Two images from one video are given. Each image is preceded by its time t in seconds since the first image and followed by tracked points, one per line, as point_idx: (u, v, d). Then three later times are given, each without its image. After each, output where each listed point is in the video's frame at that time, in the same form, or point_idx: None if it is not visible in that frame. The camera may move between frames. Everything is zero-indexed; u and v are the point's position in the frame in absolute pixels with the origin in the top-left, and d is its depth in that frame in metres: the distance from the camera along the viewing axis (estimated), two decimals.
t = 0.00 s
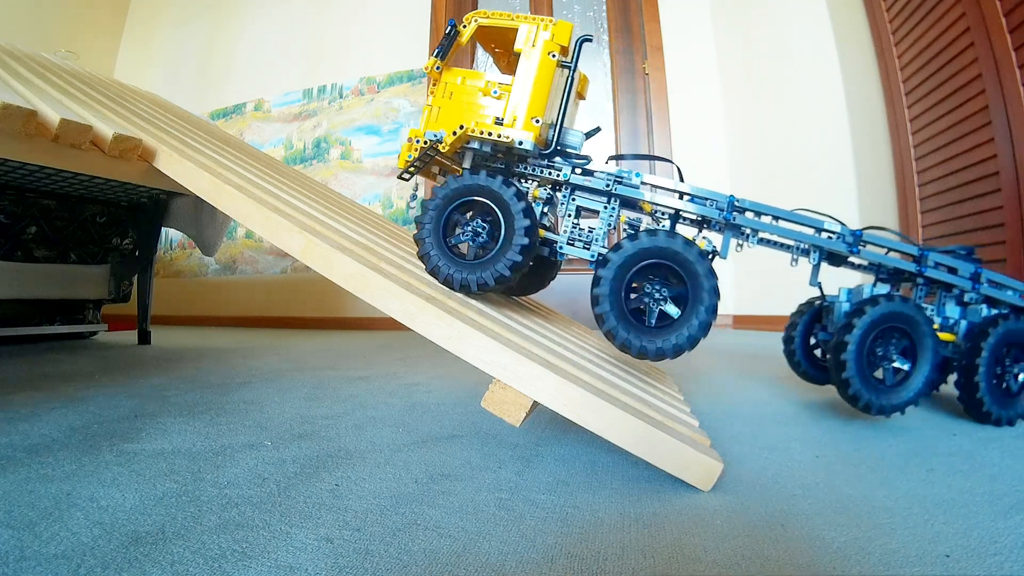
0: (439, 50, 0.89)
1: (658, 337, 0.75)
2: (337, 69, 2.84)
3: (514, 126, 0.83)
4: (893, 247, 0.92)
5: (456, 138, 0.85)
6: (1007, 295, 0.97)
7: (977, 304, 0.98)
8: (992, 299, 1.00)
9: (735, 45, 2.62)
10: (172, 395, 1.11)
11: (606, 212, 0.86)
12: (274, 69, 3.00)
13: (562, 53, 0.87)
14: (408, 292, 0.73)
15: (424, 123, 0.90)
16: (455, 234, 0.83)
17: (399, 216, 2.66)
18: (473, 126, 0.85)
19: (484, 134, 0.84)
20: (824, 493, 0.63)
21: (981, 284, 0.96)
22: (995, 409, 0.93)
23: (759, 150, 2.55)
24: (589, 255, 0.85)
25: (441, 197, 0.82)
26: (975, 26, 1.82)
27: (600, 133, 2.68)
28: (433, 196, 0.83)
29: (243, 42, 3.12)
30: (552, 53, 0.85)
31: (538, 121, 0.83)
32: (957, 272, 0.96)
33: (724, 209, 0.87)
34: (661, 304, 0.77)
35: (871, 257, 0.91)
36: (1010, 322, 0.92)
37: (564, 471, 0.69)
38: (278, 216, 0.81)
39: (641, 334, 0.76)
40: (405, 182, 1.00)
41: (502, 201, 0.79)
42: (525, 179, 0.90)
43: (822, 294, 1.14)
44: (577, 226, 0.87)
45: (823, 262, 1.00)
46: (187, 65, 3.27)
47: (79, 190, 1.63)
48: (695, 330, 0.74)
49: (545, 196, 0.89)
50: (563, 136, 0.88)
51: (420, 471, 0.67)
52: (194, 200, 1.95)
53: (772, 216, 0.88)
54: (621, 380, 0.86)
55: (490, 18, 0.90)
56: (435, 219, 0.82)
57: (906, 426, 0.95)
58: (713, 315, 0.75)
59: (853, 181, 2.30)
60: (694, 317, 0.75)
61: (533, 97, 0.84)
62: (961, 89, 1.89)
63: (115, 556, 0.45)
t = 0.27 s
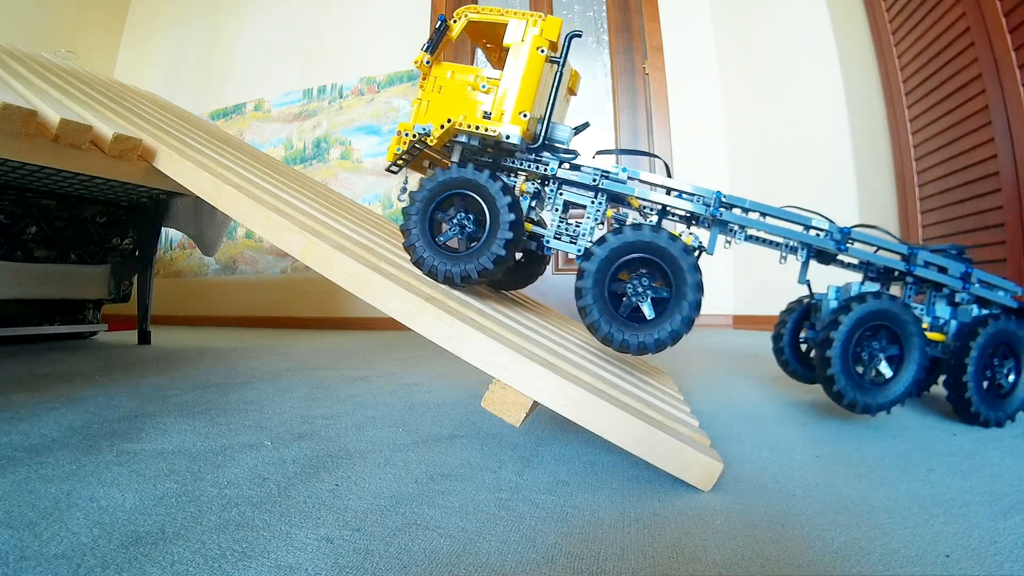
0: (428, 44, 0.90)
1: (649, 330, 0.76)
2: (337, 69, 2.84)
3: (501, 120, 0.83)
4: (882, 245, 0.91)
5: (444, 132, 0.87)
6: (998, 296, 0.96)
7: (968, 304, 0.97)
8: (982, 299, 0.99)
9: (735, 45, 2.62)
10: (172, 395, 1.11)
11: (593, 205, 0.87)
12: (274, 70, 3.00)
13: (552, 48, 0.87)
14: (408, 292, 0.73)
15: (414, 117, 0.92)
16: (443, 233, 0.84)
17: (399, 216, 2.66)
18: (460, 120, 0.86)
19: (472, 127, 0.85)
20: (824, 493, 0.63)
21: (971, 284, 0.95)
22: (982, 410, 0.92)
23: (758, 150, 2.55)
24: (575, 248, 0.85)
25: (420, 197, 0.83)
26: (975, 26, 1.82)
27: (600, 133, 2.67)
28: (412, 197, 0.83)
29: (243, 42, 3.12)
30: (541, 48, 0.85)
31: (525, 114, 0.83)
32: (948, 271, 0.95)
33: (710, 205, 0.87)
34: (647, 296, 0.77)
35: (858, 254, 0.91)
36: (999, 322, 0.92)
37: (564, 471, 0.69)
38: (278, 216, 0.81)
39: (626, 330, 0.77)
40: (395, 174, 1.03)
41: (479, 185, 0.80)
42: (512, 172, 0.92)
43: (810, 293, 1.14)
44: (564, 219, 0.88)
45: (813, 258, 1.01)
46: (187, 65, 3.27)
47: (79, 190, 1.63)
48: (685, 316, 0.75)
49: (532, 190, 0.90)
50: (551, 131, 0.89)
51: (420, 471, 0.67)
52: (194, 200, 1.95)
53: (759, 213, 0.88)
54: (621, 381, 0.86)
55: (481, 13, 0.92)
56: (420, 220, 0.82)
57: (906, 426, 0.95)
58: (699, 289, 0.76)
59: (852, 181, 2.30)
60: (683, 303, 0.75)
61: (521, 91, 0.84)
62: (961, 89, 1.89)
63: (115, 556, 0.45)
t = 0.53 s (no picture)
0: (418, 38, 0.92)
1: (634, 323, 0.77)
2: (337, 69, 2.84)
3: (490, 114, 0.86)
4: (872, 243, 0.91)
5: (433, 125, 0.88)
6: (990, 296, 0.96)
7: (959, 304, 0.97)
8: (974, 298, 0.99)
9: (735, 46, 2.62)
10: (172, 395, 1.11)
11: (581, 200, 0.88)
12: (274, 69, 3.00)
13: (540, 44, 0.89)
14: (408, 292, 0.73)
15: (404, 110, 0.94)
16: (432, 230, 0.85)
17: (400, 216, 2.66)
18: (449, 113, 0.88)
19: (461, 121, 0.87)
20: (824, 493, 0.63)
21: (961, 283, 0.95)
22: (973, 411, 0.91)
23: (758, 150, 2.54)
24: (562, 244, 0.87)
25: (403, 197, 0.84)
26: (975, 26, 1.82)
27: (600, 134, 2.67)
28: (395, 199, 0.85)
29: (243, 42, 3.12)
30: (530, 44, 0.88)
31: (513, 109, 0.86)
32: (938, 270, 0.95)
33: (697, 201, 0.88)
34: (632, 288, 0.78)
35: (847, 251, 0.91)
36: (989, 322, 0.92)
37: (564, 471, 0.69)
38: (278, 216, 0.81)
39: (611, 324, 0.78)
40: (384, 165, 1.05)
41: (455, 173, 0.83)
42: (500, 166, 0.92)
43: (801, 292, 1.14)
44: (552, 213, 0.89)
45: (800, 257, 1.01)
46: (187, 65, 3.27)
47: (79, 190, 1.63)
48: (672, 304, 0.77)
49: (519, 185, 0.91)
50: (539, 126, 0.90)
51: (420, 471, 0.67)
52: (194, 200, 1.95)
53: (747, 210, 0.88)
54: (622, 381, 0.86)
55: (471, 9, 0.94)
56: (407, 220, 0.84)
57: (906, 426, 0.95)
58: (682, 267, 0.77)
59: (853, 182, 2.30)
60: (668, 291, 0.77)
61: (509, 86, 0.86)
62: (960, 89, 1.89)
63: (115, 556, 0.45)
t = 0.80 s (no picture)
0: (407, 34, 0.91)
1: (615, 318, 0.78)
2: (337, 69, 2.84)
3: (478, 109, 0.86)
4: (860, 241, 0.91)
5: (420, 119, 0.89)
6: (979, 297, 0.95)
7: (949, 305, 0.95)
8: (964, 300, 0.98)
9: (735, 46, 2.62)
10: (172, 395, 1.11)
11: (568, 195, 0.89)
12: (274, 70, 2.99)
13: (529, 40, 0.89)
14: (408, 292, 0.73)
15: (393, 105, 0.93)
16: (421, 228, 0.85)
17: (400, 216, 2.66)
18: (437, 108, 0.88)
19: (449, 116, 0.87)
20: (824, 493, 0.63)
21: (950, 284, 0.94)
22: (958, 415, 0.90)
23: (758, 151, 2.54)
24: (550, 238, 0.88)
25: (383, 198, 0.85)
26: (975, 26, 1.82)
27: (600, 134, 2.67)
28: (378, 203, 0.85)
29: (243, 42, 3.12)
30: (519, 39, 0.87)
31: (501, 104, 0.86)
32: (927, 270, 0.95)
33: (683, 196, 0.88)
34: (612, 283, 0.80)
35: (836, 249, 0.91)
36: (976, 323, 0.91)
37: (564, 471, 0.69)
38: (278, 216, 0.81)
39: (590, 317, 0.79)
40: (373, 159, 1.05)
41: (428, 167, 0.84)
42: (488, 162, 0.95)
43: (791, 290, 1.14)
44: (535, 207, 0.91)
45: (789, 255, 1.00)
46: (187, 66, 3.27)
47: (79, 190, 1.63)
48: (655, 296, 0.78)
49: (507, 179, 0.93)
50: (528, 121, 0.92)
51: (420, 471, 0.67)
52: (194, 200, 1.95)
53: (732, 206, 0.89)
54: (622, 381, 0.86)
55: (461, 4, 0.94)
56: (394, 222, 0.84)
57: (905, 426, 0.95)
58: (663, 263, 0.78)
59: (853, 183, 2.30)
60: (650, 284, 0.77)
61: (497, 81, 0.86)
62: (960, 89, 1.89)
63: (115, 556, 0.45)
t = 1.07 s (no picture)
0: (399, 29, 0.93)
1: (601, 312, 0.78)
2: (337, 69, 2.84)
3: (466, 104, 0.86)
4: (848, 240, 0.91)
5: (409, 114, 0.90)
6: (970, 298, 0.95)
7: (939, 305, 0.96)
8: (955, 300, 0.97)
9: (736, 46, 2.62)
10: (172, 395, 1.11)
11: (554, 191, 0.90)
12: (274, 70, 2.99)
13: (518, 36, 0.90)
14: (408, 292, 0.73)
15: (383, 99, 0.94)
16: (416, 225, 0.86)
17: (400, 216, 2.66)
18: (426, 103, 0.89)
19: (438, 111, 0.88)
20: (824, 493, 0.63)
21: (941, 284, 0.93)
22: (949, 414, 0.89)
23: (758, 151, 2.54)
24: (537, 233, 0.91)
25: (369, 204, 0.85)
26: (975, 26, 1.83)
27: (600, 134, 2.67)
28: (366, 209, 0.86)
29: (243, 42, 3.11)
30: (508, 35, 0.88)
31: (490, 99, 0.86)
32: (918, 270, 0.94)
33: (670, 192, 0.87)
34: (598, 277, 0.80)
35: (824, 248, 0.90)
36: (964, 324, 0.90)
37: (564, 471, 0.69)
38: (278, 216, 0.81)
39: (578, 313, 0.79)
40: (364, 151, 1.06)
41: (405, 164, 0.85)
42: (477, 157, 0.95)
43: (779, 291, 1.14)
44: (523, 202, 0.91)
45: (777, 253, 0.99)
46: (187, 66, 3.27)
47: (79, 190, 1.63)
48: (643, 280, 0.77)
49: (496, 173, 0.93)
50: (517, 117, 0.91)
51: (420, 471, 0.67)
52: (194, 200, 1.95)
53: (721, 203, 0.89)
54: (623, 382, 0.86)
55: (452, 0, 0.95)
56: (386, 224, 0.85)
57: (905, 425, 0.95)
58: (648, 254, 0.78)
59: (852, 183, 2.29)
60: (637, 269, 0.77)
61: (486, 76, 0.87)
62: (961, 89, 1.90)
63: (115, 556, 0.45)
